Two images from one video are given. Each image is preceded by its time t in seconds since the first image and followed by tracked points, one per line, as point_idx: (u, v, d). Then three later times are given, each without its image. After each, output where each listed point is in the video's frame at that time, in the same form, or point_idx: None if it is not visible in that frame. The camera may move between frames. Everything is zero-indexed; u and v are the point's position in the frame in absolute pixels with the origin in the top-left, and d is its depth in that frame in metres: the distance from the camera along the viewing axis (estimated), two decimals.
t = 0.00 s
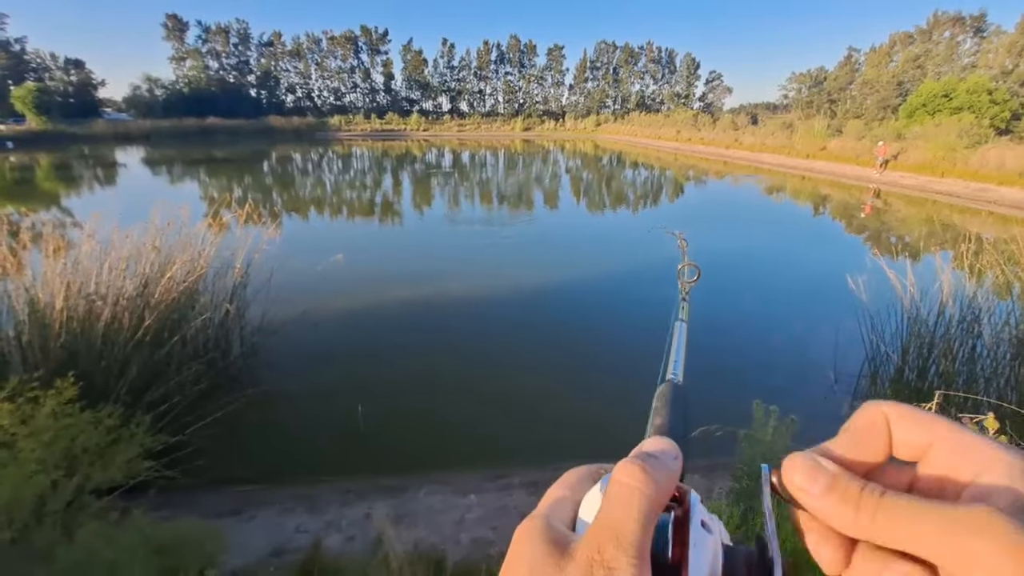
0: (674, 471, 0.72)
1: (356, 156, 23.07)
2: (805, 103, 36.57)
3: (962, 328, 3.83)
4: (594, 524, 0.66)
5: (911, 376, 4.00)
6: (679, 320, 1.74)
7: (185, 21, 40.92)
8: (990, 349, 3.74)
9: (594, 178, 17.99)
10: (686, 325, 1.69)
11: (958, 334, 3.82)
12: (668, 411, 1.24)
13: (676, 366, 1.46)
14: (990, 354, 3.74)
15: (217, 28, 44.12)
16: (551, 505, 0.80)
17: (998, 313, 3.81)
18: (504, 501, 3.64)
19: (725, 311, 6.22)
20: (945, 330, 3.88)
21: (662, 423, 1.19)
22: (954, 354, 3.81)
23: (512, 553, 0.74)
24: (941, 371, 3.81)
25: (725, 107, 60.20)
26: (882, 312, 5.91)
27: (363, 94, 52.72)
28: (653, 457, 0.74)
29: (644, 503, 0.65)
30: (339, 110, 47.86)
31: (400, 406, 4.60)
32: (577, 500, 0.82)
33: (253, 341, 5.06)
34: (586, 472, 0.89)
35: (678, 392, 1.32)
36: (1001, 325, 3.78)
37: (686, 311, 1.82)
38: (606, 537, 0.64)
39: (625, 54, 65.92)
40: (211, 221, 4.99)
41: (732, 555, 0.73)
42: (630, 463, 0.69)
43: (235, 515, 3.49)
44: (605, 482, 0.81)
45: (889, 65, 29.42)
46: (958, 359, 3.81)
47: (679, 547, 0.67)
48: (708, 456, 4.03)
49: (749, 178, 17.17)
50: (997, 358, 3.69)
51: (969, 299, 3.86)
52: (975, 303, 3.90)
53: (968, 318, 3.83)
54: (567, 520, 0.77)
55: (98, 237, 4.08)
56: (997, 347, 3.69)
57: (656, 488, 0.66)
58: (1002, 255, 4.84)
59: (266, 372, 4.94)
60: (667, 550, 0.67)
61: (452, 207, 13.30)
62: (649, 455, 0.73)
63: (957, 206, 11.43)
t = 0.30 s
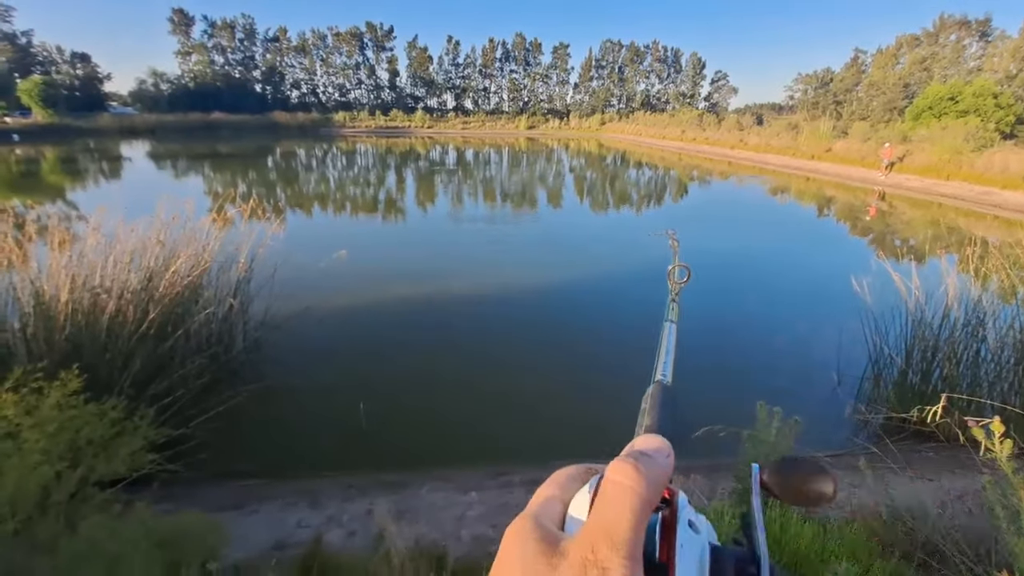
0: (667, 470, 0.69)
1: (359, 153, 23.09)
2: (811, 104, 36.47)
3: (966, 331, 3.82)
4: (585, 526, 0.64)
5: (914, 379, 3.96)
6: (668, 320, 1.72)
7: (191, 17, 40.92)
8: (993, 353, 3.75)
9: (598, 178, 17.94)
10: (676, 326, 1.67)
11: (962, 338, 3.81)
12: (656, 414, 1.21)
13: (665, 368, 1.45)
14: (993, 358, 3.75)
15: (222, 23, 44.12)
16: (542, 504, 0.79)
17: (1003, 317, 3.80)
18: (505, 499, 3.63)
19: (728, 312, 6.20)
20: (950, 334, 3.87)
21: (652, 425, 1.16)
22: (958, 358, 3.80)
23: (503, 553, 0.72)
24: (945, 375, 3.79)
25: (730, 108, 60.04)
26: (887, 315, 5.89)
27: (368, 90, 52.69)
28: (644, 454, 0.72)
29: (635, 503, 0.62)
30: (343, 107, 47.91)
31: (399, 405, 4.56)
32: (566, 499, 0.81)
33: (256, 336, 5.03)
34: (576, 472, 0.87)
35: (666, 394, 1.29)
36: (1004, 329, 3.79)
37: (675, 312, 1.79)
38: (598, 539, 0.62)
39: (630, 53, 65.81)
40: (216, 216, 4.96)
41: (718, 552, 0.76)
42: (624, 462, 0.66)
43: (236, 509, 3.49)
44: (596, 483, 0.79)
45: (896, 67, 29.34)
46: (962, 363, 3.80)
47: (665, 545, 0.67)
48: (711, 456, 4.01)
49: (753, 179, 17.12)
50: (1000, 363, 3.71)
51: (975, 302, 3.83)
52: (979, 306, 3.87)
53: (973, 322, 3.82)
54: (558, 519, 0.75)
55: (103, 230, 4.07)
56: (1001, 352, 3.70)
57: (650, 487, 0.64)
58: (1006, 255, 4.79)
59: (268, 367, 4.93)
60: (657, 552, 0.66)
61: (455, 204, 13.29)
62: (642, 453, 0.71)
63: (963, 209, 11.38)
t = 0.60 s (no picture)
0: (663, 472, 0.70)
1: (367, 147, 23.18)
2: (822, 111, 36.30)
3: (971, 345, 3.79)
4: (580, 529, 0.67)
5: (915, 392, 3.96)
6: (670, 323, 1.68)
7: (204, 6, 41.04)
8: (998, 367, 3.71)
9: (605, 179, 17.96)
10: (679, 330, 1.63)
11: (967, 351, 3.78)
12: (660, 416, 1.19)
13: (669, 368, 1.41)
14: (998, 372, 3.71)
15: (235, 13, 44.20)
16: (542, 505, 0.81)
17: (1008, 331, 3.80)
18: (501, 497, 3.65)
19: (731, 318, 6.22)
20: (955, 346, 3.85)
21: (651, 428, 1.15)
22: (961, 371, 3.78)
23: (502, 552, 0.75)
24: (947, 389, 3.77)
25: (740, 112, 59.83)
26: (890, 326, 5.89)
27: (378, 85, 52.74)
28: (641, 456, 0.72)
29: (632, 508, 0.65)
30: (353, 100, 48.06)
31: (399, 401, 4.57)
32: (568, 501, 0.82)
33: (258, 327, 5.09)
34: (574, 473, 0.88)
35: (670, 396, 1.28)
36: (1010, 343, 3.76)
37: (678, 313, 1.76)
38: (594, 542, 0.65)
39: (642, 54, 65.62)
40: (224, 206, 5.00)
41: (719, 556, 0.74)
42: (620, 466, 0.68)
43: (235, 497, 3.52)
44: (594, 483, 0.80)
45: (909, 77, 29.18)
46: (965, 376, 3.78)
47: (665, 550, 0.67)
48: (709, 461, 4.04)
49: (761, 185, 17.09)
50: (1004, 377, 3.67)
51: (980, 316, 3.83)
52: (985, 320, 3.86)
53: (978, 335, 3.80)
54: (557, 521, 0.77)
55: (112, 217, 4.10)
56: (1006, 366, 3.66)
57: (645, 492, 0.66)
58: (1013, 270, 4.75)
59: (269, 358, 4.98)
60: (655, 554, 0.67)
61: (461, 201, 13.33)
62: (640, 456, 0.72)
63: (972, 222, 11.34)
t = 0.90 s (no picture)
0: (666, 485, 0.74)
1: (383, 141, 23.29)
2: (841, 121, 35.98)
3: (984, 363, 3.81)
4: (585, 540, 0.69)
5: (926, 408, 3.98)
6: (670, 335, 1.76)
7: None
8: (1010, 387, 3.74)
9: (618, 182, 17.92)
10: (676, 342, 1.70)
11: (979, 370, 3.81)
12: (657, 427, 1.19)
13: (666, 384, 1.45)
14: (1008, 391, 3.75)
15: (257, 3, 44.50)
16: (543, 516, 0.84)
17: (1019, 351, 3.82)
18: (503, 494, 3.70)
19: (741, 325, 6.23)
20: (967, 365, 3.87)
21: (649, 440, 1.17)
22: (973, 390, 3.81)
23: (504, 557, 0.78)
24: (959, 407, 3.81)
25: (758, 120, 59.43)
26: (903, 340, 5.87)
27: (395, 80, 52.94)
28: (646, 469, 0.76)
29: (637, 520, 0.67)
30: (370, 94, 48.28)
31: (409, 396, 4.63)
32: (567, 512, 0.87)
33: (270, 314, 5.14)
34: (574, 482, 0.93)
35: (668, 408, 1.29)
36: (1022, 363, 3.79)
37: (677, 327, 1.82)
38: (600, 553, 0.67)
39: (661, 57, 65.33)
40: (238, 194, 5.08)
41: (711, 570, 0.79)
42: (627, 478, 0.71)
43: (239, 483, 3.59)
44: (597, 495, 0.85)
45: (932, 89, 28.87)
46: (977, 395, 3.81)
47: (666, 562, 0.72)
48: (716, 469, 4.06)
49: (775, 194, 17.00)
50: (1015, 397, 3.72)
51: (994, 334, 3.82)
52: (998, 338, 3.85)
53: (990, 354, 3.82)
54: (560, 531, 0.82)
55: (129, 201, 4.22)
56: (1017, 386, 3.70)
57: (648, 503, 0.69)
58: None
59: (280, 347, 5.05)
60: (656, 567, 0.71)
61: (473, 198, 13.38)
62: (643, 468, 0.75)
63: (990, 239, 11.23)
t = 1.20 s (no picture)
0: (655, 494, 0.79)
1: (389, 138, 23.36)
2: (851, 120, 35.73)
3: (992, 367, 3.76)
4: (577, 544, 0.73)
5: (933, 411, 3.94)
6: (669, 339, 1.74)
7: None
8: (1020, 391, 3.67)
9: (625, 180, 17.91)
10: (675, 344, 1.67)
11: (987, 373, 3.76)
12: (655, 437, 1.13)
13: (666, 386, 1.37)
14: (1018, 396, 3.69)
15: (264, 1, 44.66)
16: (535, 521, 0.85)
17: None
18: (505, 492, 3.75)
19: (746, 326, 6.24)
20: (975, 368, 3.81)
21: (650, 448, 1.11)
22: (980, 393, 3.77)
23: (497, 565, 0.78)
24: (966, 410, 3.78)
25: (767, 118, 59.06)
26: (912, 343, 5.85)
27: (403, 78, 53.02)
28: (634, 478, 0.82)
29: (626, 527, 0.72)
30: (376, 92, 48.40)
31: (415, 395, 4.69)
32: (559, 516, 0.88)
33: (276, 310, 5.19)
34: (566, 489, 0.93)
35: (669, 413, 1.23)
36: None
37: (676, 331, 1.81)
38: (589, 556, 0.71)
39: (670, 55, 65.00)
40: (245, 191, 5.11)
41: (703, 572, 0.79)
42: (615, 485, 0.76)
43: (245, 477, 3.68)
44: (587, 500, 0.86)
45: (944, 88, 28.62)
46: (985, 398, 3.77)
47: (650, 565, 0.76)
48: (718, 469, 4.10)
49: (783, 193, 16.94)
50: None
51: (1005, 338, 3.75)
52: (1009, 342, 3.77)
53: (1000, 357, 3.75)
54: (551, 536, 0.82)
55: (137, 196, 4.27)
56: None
57: (638, 510, 0.74)
58: None
59: (285, 343, 5.13)
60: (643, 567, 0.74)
61: (479, 196, 13.43)
62: (632, 478, 0.80)
63: (1000, 242, 11.17)
